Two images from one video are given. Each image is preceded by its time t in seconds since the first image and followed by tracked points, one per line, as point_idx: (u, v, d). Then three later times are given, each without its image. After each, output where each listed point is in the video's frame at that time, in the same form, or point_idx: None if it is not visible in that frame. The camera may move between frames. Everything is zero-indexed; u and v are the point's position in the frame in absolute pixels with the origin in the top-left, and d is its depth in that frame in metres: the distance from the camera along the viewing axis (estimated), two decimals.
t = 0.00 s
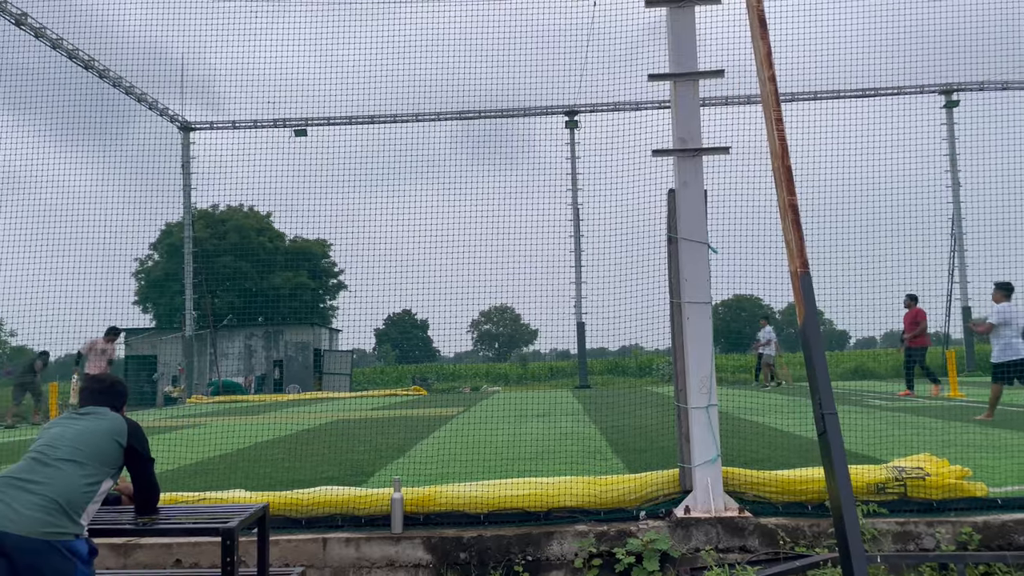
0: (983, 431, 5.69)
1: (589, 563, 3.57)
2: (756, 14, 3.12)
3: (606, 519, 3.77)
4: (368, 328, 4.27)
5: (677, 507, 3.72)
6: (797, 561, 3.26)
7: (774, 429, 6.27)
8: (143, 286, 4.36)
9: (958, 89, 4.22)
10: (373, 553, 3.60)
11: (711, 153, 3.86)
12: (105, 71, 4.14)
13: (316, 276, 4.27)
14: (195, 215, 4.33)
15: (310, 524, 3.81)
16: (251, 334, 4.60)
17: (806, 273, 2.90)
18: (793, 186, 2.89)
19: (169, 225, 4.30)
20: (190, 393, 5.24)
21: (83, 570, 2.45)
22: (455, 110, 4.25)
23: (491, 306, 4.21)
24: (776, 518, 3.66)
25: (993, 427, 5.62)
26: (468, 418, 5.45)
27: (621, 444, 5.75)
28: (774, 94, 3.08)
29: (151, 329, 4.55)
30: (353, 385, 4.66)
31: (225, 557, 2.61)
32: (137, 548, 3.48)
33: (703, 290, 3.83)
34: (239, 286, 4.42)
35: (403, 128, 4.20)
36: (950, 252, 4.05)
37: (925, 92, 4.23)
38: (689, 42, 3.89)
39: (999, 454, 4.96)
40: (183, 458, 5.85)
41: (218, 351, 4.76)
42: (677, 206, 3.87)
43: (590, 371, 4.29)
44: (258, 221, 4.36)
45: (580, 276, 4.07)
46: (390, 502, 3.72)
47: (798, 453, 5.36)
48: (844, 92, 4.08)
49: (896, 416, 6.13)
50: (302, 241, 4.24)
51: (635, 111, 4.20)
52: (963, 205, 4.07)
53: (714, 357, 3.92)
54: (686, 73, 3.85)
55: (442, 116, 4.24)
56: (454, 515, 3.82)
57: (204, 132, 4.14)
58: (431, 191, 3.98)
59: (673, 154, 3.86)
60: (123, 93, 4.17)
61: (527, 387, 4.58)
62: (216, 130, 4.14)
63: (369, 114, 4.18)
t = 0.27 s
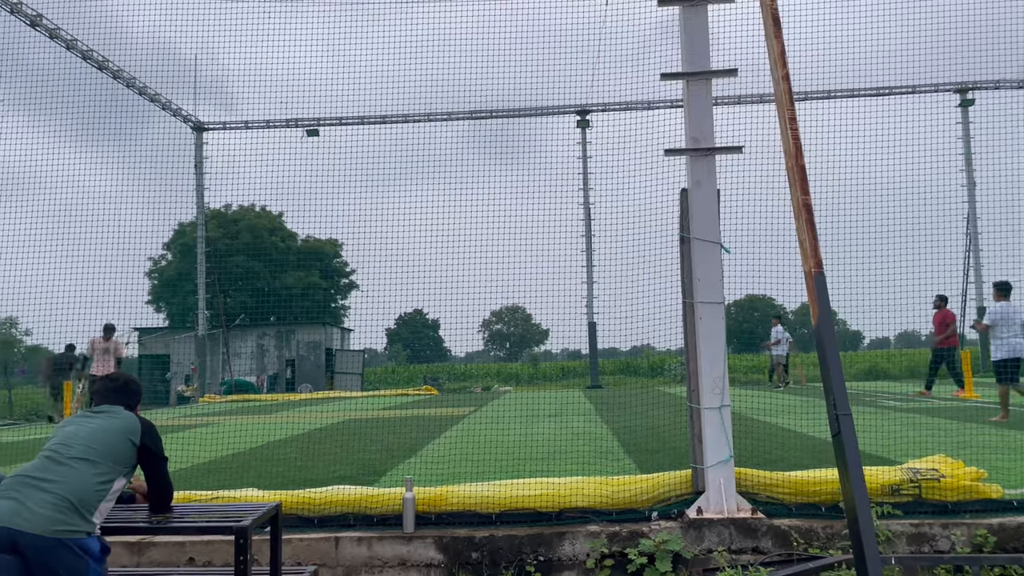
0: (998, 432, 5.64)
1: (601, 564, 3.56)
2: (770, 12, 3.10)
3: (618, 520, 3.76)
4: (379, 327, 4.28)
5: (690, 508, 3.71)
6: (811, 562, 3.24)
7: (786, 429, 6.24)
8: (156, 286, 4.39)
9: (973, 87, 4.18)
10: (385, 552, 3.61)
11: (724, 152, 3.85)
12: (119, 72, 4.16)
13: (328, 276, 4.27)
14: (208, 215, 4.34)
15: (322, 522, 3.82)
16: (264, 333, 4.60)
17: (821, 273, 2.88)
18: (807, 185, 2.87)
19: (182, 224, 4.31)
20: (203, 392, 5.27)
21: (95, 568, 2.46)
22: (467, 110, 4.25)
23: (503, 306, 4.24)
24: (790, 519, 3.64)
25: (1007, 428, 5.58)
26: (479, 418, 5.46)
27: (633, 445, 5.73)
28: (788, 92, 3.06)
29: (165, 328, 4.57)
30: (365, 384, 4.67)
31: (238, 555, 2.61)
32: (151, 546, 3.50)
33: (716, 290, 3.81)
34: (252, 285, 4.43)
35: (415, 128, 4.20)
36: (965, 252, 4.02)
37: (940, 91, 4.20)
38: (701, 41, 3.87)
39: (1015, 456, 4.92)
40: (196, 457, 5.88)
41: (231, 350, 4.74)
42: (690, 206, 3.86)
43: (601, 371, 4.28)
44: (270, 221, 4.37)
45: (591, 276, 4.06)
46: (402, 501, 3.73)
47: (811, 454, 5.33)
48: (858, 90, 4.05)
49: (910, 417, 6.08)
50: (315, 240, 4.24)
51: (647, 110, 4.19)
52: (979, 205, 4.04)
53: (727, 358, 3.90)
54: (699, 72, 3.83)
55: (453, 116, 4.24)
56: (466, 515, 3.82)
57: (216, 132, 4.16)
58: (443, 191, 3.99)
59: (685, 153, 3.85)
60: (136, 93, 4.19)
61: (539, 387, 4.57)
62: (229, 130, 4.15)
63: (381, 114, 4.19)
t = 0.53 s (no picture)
0: (1008, 433, 5.62)
1: (608, 564, 3.56)
2: (780, 12, 3.09)
3: (625, 520, 3.76)
4: (387, 327, 4.27)
5: (698, 508, 3.71)
6: (820, 564, 3.23)
7: (795, 430, 6.22)
8: (165, 285, 4.40)
9: (984, 87, 4.16)
10: (393, 551, 3.62)
11: (732, 153, 3.84)
12: (129, 72, 4.19)
13: (336, 275, 4.24)
14: (217, 214, 4.31)
15: (330, 521, 3.84)
16: (272, 333, 4.60)
17: (830, 273, 2.87)
18: (816, 185, 2.87)
19: (191, 225, 4.24)
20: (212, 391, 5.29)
21: (101, 566, 2.46)
22: (475, 109, 4.25)
23: (510, 306, 4.23)
24: (798, 520, 3.63)
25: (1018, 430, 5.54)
26: (487, 417, 5.46)
27: (640, 445, 5.73)
28: (797, 92, 3.05)
29: (174, 328, 4.60)
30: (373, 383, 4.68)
31: (246, 554, 2.62)
32: (160, 544, 3.52)
33: (724, 290, 3.81)
34: (261, 284, 4.47)
35: (422, 128, 4.21)
36: (976, 252, 4.00)
37: (950, 91, 4.18)
38: (710, 41, 3.86)
39: None
40: (205, 456, 5.91)
41: (239, 348, 4.82)
42: (698, 206, 3.85)
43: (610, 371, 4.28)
44: (279, 220, 4.30)
45: (600, 276, 4.07)
46: (410, 501, 3.73)
47: (820, 455, 5.31)
48: (867, 90, 4.04)
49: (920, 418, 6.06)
50: (323, 240, 4.20)
51: (655, 110, 4.18)
52: (989, 205, 4.02)
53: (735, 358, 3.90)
54: (707, 72, 3.83)
55: (462, 116, 4.24)
56: (474, 515, 3.82)
57: (226, 132, 4.17)
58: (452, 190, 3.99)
59: (694, 154, 3.84)
60: (146, 94, 4.21)
61: (547, 387, 4.57)
62: (238, 130, 4.17)
63: (390, 114, 4.20)
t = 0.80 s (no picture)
0: (1008, 434, 5.61)
1: (608, 564, 3.56)
2: (782, 12, 3.09)
3: (625, 520, 3.76)
4: (387, 326, 4.28)
5: (698, 509, 3.71)
6: (820, 564, 3.23)
7: (795, 431, 6.22)
8: (165, 283, 4.40)
9: (985, 88, 4.16)
10: (393, 551, 3.62)
11: (733, 153, 3.84)
12: (130, 70, 4.19)
13: (336, 274, 4.27)
14: (218, 213, 4.36)
15: (330, 520, 3.84)
16: (273, 331, 4.59)
17: (831, 274, 2.87)
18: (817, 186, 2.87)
19: (192, 224, 4.34)
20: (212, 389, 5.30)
21: (101, 565, 2.46)
22: (476, 109, 4.25)
23: (511, 306, 4.24)
24: (798, 521, 3.63)
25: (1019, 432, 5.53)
26: (488, 417, 5.46)
27: (640, 445, 5.73)
28: (799, 93, 3.05)
29: (174, 326, 4.60)
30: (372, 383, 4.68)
31: (246, 552, 2.62)
32: (160, 543, 3.52)
33: (725, 290, 3.81)
34: (261, 283, 4.43)
35: (423, 127, 4.21)
36: (976, 254, 4.00)
37: (952, 92, 4.17)
38: (711, 42, 3.86)
39: None
40: (205, 455, 5.91)
41: (240, 348, 4.77)
42: (699, 207, 3.85)
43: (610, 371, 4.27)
44: (280, 219, 4.35)
45: (601, 276, 4.07)
46: (410, 500, 3.74)
47: (820, 455, 5.31)
48: (869, 91, 4.04)
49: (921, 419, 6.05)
50: (323, 239, 4.23)
51: (656, 110, 4.18)
52: (990, 206, 4.02)
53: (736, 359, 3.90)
54: (709, 72, 3.82)
55: (463, 116, 4.24)
56: (473, 514, 3.82)
57: (227, 131, 4.17)
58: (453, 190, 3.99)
59: (695, 154, 3.84)
60: (148, 92, 4.21)
61: (547, 387, 4.57)
62: (239, 128, 4.17)
63: (391, 113, 4.20)
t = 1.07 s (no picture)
0: (995, 436, 5.65)
1: (597, 564, 3.56)
2: (773, 15, 3.10)
3: (615, 521, 3.75)
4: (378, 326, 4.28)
5: (687, 509, 3.72)
6: (807, 565, 3.25)
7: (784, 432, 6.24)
8: (155, 281, 4.39)
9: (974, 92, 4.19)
10: (382, 550, 3.61)
11: (724, 155, 3.85)
12: (121, 67, 4.16)
13: (327, 273, 4.26)
14: (209, 210, 4.34)
15: (319, 520, 3.82)
16: (262, 331, 4.59)
17: (820, 275, 2.88)
18: (807, 188, 2.88)
19: (182, 221, 4.30)
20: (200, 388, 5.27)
21: (89, 564, 2.44)
22: (468, 108, 4.25)
23: (502, 306, 4.25)
24: (787, 522, 3.64)
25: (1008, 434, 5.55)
26: (478, 416, 5.46)
27: (630, 446, 5.74)
28: (790, 95, 3.07)
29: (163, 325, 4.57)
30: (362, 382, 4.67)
31: (234, 552, 2.61)
32: (148, 542, 3.50)
33: (715, 291, 3.83)
34: (251, 282, 4.44)
35: (415, 126, 4.20)
36: (964, 256, 4.03)
37: (942, 96, 4.20)
38: (703, 44, 3.88)
39: (1012, 460, 4.92)
40: (194, 454, 5.89)
41: (230, 346, 4.75)
42: (690, 208, 3.86)
43: (600, 371, 4.28)
44: (270, 218, 4.35)
45: (592, 277, 4.08)
46: (399, 499, 3.73)
47: (808, 456, 5.34)
48: (860, 93, 4.06)
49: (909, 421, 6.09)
50: (314, 238, 4.22)
51: (648, 111, 4.19)
52: (979, 209, 4.04)
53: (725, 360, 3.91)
54: (700, 74, 3.83)
55: (455, 115, 4.24)
56: (463, 514, 3.81)
57: (217, 128, 4.16)
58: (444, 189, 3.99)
59: (686, 155, 3.85)
60: (138, 89, 4.19)
61: (537, 387, 4.56)
62: (230, 126, 4.15)
63: (382, 112, 4.19)
